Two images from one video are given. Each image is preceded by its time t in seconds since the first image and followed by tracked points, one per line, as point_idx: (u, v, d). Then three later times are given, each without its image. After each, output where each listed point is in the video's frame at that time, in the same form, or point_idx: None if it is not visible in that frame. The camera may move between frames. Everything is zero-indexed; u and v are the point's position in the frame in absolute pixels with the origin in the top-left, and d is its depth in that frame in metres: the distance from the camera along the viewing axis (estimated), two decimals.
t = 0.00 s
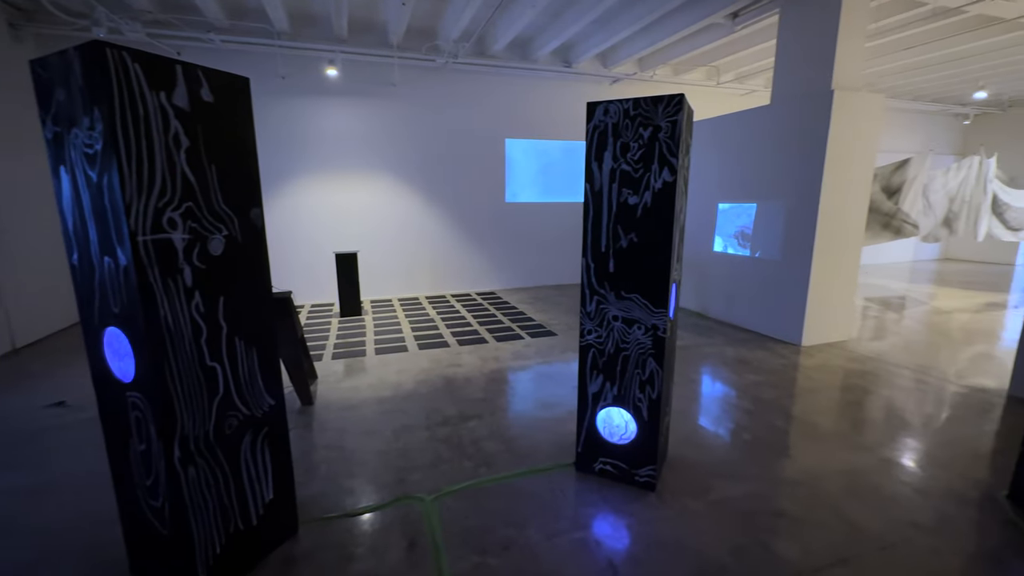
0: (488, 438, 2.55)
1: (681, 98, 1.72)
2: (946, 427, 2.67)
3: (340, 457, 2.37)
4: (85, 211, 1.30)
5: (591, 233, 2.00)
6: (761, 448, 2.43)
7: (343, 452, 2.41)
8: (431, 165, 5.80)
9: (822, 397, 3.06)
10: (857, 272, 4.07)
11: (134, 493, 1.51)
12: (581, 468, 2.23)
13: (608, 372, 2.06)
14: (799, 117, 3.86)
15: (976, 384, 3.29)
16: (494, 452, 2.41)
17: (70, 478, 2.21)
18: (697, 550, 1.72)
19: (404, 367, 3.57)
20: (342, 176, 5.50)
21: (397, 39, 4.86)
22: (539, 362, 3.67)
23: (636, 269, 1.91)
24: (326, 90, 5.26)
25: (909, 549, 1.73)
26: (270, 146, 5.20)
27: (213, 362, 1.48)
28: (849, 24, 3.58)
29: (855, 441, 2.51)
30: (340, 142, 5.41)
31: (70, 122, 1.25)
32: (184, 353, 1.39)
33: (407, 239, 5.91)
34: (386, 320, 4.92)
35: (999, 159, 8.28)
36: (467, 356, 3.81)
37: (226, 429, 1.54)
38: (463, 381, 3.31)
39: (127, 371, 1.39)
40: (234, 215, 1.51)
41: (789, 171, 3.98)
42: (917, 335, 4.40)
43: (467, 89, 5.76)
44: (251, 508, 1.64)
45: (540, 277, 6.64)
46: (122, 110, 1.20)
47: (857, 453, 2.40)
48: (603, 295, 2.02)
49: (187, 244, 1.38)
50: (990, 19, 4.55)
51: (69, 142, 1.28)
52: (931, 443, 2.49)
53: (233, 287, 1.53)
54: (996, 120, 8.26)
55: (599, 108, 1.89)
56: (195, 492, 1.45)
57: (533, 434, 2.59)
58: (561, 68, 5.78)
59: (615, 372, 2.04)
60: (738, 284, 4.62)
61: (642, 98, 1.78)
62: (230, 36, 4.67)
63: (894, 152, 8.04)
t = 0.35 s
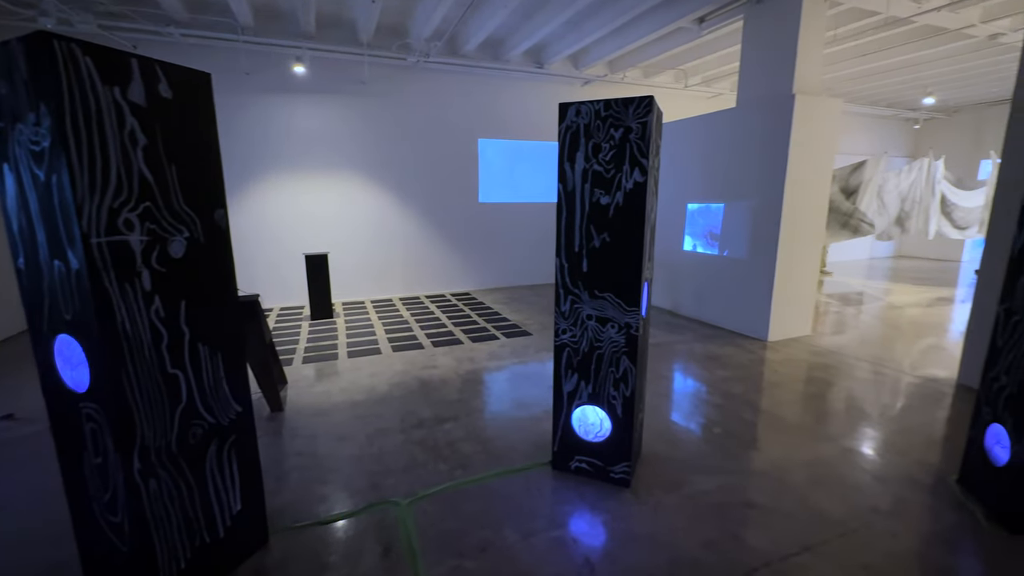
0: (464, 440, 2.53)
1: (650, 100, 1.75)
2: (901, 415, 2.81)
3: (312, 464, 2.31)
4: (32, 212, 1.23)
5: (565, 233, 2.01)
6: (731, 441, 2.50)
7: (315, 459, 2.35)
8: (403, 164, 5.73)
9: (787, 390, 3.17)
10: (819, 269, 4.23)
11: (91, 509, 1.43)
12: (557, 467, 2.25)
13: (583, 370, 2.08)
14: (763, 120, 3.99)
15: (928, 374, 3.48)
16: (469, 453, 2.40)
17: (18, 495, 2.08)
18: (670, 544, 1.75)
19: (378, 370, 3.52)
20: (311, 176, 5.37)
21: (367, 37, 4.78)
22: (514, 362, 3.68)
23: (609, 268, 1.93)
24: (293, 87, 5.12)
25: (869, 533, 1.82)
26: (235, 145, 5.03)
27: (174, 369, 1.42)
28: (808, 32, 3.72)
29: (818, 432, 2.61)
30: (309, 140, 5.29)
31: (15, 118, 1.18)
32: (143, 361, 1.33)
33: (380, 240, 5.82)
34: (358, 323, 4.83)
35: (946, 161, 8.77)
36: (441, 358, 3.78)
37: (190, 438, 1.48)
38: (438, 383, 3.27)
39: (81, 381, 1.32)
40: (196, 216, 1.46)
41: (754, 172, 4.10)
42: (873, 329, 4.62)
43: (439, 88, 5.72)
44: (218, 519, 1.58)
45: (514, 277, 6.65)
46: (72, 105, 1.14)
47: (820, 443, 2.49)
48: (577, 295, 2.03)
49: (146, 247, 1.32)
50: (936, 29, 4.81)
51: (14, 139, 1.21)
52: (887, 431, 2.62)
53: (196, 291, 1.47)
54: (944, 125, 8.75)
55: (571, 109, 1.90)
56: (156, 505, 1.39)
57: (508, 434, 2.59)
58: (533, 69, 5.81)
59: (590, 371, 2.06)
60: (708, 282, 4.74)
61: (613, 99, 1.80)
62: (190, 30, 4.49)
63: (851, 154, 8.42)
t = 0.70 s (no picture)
0: (443, 442, 2.51)
1: (624, 101, 1.78)
2: (866, 407, 2.93)
3: (286, 471, 2.25)
4: None
5: (541, 233, 2.02)
6: (706, 437, 2.55)
7: (289, 465, 2.29)
8: (377, 164, 5.65)
9: (759, 385, 3.25)
10: (787, 268, 4.36)
11: (47, 526, 1.36)
12: (536, 467, 2.25)
13: (561, 370, 2.09)
14: (733, 122, 4.09)
15: (890, 367, 3.63)
16: (448, 455, 2.39)
17: None
18: (649, 539, 1.78)
19: (354, 373, 3.45)
20: (282, 175, 5.24)
21: (340, 35, 4.69)
22: (493, 362, 3.67)
23: (586, 268, 1.95)
24: (262, 84, 4.99)
25: (837, 522, 1.88)
26: (202, 144, 4.87)
27: (138, 377, 1.36)
28: (775, 37, 3.83)
29: (789, 425, 2.69)
30: (280, 140, 5.16)
31: None
32: (104, 369, 1.27)
33: (354, 241, 5.72)
34: (333, 325, 4.74)
35: (905, 163, 9.17)
36: (419, 359, 3.74)
37: (155, 448, 1.42)
38: (416, 385, 3.24)
39: (35, 392, 1.25)
40: (159, 217, 1.40)
41: (726, 172, 4.20)
42: (839, 324, 4.79)
43: (414, 87, 5.65)
44: (186, 530, 1.53)
45: (492, 278, 6.64)
46: (22, 101, 1.08)
47: (791, 436, 2.57)
48: (554, 294, 2.04)
49: (106, 249, 1.26)
50: (894, 36, 5.02)
51: None
52: (853, 423, 2.72)
53: (160, 295, 1.41)
54: (902, 128, 9.16)
55: (546, 109, 1.91)
56: (120, 518, 1.34)
57: (487, 435, 2.58)
58: (509, 69, 5.81)
59: (567, 370, 2.08)
60: (682, 281, 4.83)
61: (588, 100, 1.82)
62: (152, 23, 4.31)
63: (817, 156, 8.72)
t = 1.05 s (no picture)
0: (419, 445, 2.48)
1: (597, 102, 1.79)
2: (830, 399, 3.04)
3: (256, 480, 2.18)
4: None
5: (517, 233, 2.02)
6: (680, 432, 2.60)
7: (259, 473, 2.23)
8: (349, 163, 5.54)
9: (730, 380, 3.34)
10: (756, 266, 4.49)
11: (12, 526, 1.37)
12: (514, 467, 2.25)
13: (537, 370, 2.09)
14: (702, 124, 4.19)
15: (851, 360, 3.78)
16: (425, 458, 2.36)
17: None
18: (625, 535, 1.80)
19: (327, 377, 3.38)
20: (249, 175, 5.09)
21: (309, 31, 4.59)
22: (470, 363, 3.65)
23: (561, 268, 1.96)
24: (227, 81, 4.83)
25: (804, 511, 1.95)
26: (163, 143, 4.69)
27: (94, 386, 1.30)
28: (741, 43, 3.95)
29: (759, 419, 2.77)
30: (246, 138, 5.00)
31: None
32: (56, 375, 1.24)
33: (326, 242, 5.61)
34: (305, 328, 4.63)
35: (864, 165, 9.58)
36: (394, 362, 3.69)
37: (113, 460, 1.35)
38: (391, 388, 3.20)
39: None
40: (118, 216, 1.31)
41: (697, 173, 4.30)
42: (804, 320, 4.96)
43: (386, 85, 5.58)
44: (148, 544, 1.46)
45: (468, 278, 6.61)
46: None
47: (761, 429, 2.65)
48: (530, 294, 2.05)
49: (57, 252, 1.22)
50: (851, 43, 5.24)
51: None
52: (818, 415, 2.82)
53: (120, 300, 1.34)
54: (860, 132, 9.57)
55: (520, 110, 1.91)
56: (72, 525, 1.32)
57: (465, 436, 2.57)
58: (483, 69, 5.80)
59: (544, 370, 2.08)
60: (655, 280, 4.92)
61: (561, 101, 1.83)
62: (107, 15, 4.11)
63: (781, 157, 9.03)
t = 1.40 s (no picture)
0: (399, 447, 2.46)
1: (574, 103, 1.81)
2: (800, 393, 3.14)
3: (230, 488, 2.12)
4: None
5: (495, 233, 2.01)
6: (658, 429, 2.64)
7: (233, 482, 2.16)
8: (323, 162, 5.44)
9: (705, 377, 3.41)
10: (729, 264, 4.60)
11: None
12: (495, 468, 2.25)
13: (517, 370, 2.10)
14: (677, 125, 4.26)
15: (820, 355, 3.92)
16: (405, 460, 2.34)
17: None
18: (606, 532, 1.82)
19: (302, 381, 3.31)
20: (220, 175, 4.94)
21: (281, 28, 4.49)
22: (449, 364, 3.63)
23: (540, 268, 1.96)
24: (195, 77, 4.68)
25: (778, 503, 2.00)
26: (127, 141, 4.51)
27: (53, 394, 1.24)
28: (713, 46, 4.03)
29: (734, 414, 2.84)
30: (216, 136, 4.86)
31: None
32: (10, 385, 1.18)
33: (300, 243, 5.49)
34: (280, 331, 4.52)
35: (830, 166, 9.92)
36: (372, 364, 3.64)
37: (75, 471, 1.29)
38: (369, 391, 3.15)
39: None
40: (77, 218, 1.26)
41: (672, 174, 4.38)
42: (775, 317, 5.11)
43: (361, 84, 5.49)
44: (113, 559, 1.40)
45: (446, 279, 6.58)
46: None
47: (736, 424, 2.71)
48: (509, 295, 2.04)
49: (11, 254, 1.15)
50: (817, 49, 5.42)
51: None
52: (789, 409, 2.91)
53: (81, 304, 1.28)
54: (825, 134, 9.91)
55: (497, 110, 1.91)
56: (29, 543, 1.25)
57: (445, 438, 2.55)
58: (460, 69, 5.78)
59: (523, 370, 2.08)
60: (632, 279, 4.98)
61: (538, 102, 1.83)
62: (65, 7, 3.93)
63: (752, 159, 9.27)
